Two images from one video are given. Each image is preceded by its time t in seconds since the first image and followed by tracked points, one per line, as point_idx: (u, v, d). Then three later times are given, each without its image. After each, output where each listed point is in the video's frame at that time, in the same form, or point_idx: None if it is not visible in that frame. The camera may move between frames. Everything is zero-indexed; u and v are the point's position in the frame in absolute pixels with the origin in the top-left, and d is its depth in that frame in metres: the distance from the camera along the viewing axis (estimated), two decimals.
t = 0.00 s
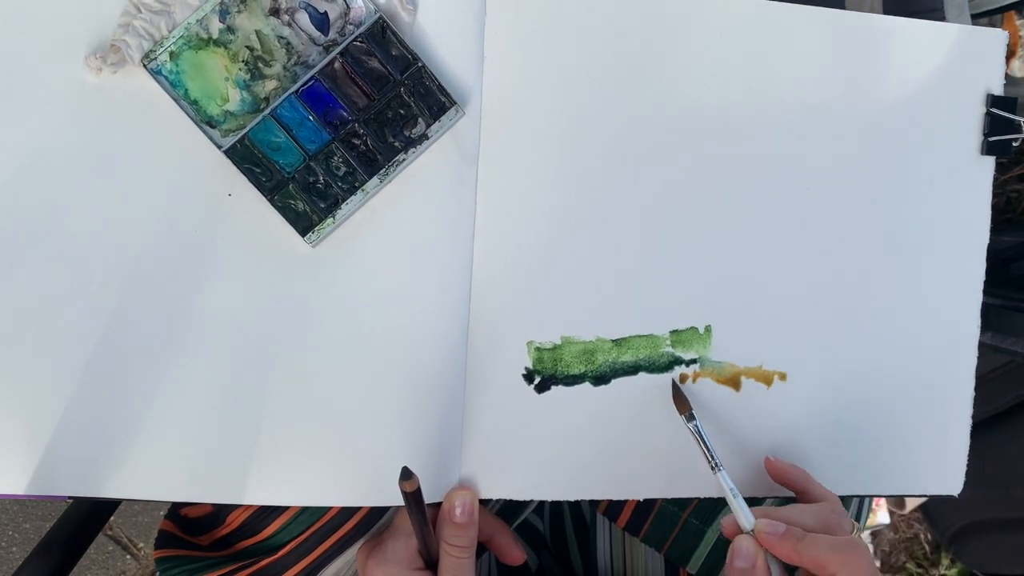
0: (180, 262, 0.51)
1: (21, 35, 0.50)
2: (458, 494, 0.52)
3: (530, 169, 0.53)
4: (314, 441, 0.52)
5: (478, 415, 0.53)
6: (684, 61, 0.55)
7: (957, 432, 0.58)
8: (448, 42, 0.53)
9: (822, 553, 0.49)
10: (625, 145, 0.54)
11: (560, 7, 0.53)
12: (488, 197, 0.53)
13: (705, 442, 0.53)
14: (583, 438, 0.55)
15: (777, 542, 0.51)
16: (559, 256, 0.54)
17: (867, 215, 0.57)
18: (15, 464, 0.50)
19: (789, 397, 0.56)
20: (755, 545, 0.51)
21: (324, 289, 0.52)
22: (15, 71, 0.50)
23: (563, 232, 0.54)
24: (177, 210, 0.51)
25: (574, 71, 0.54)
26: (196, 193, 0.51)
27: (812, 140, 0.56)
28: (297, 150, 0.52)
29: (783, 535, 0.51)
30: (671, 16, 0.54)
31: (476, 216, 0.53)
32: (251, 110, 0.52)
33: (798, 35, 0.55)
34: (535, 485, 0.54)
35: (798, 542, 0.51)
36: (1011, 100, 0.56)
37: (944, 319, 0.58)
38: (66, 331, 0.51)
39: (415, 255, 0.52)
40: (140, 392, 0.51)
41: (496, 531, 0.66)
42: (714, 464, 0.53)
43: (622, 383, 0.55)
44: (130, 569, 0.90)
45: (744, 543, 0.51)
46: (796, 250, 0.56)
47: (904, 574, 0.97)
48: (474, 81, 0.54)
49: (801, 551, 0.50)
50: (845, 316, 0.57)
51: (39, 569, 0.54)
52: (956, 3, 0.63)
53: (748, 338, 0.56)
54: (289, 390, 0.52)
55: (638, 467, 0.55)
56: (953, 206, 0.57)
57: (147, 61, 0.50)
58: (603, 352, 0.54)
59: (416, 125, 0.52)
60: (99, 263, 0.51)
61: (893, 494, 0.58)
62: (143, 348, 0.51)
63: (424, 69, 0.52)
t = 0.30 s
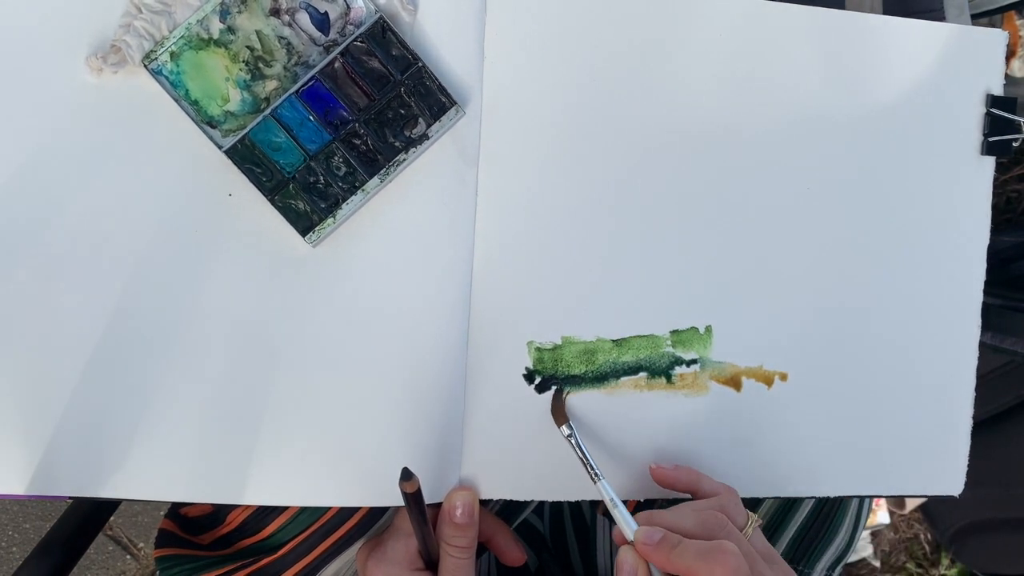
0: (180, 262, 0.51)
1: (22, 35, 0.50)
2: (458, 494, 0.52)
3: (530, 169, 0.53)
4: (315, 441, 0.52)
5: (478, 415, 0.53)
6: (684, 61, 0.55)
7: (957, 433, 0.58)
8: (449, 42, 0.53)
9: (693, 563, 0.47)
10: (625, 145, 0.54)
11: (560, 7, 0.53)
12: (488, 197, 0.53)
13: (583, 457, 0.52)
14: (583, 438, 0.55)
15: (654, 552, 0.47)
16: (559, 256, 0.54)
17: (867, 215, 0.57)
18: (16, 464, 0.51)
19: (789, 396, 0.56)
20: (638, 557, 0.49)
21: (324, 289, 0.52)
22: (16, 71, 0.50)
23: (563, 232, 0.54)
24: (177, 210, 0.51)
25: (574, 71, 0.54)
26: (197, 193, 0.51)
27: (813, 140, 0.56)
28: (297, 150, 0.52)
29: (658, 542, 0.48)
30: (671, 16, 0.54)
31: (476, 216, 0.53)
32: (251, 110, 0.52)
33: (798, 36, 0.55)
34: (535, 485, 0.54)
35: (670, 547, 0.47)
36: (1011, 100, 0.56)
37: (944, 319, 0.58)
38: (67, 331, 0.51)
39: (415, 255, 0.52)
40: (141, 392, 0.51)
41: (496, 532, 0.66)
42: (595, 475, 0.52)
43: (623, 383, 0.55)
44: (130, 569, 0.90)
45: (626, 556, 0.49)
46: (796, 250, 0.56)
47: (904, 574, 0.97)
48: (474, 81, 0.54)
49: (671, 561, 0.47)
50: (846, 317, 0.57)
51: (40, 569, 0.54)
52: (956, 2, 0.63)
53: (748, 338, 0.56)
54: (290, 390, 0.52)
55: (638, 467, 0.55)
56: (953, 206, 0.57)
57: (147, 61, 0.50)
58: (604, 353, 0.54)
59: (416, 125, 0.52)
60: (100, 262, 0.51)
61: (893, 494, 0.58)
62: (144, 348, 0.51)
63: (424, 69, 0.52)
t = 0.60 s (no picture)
0: (176, 263, 0.51)
1: (19, 36, 0.50)
2: (454, 495, 0.52)
3: (526, 170, 0.53)
4: (312, 442, 0.52)
5: (474, 416, 0.53)
6: (681, 61, 0.54)
7: (955, 433, 0.58)
8: (445, 43, 0.53)
9: None
10: (621, 146, 0.54)
11: (557, 8, 0.53)
12: (484, 198, 0.53)
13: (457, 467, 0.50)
14: (580, 439, 0.55)
15: None
16: (556, 257, 0.54)
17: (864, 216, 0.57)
18: (13, 466, 0.51)
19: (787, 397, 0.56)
20: None
21: (320, 290, 0.52)
22: (12, 72, 0.50)
23: (560, 232, 0.54)
24: (175, 211, 0.51)
25: (571, 72, 0.53)
26: (193, 194, 0.51)
27: (811, 140, 0.56)
28: (293, 151, 0.52)
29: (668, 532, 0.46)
30: (667, 16, 0.54)
31: (473, 217, 0.53)
32: (247, 111, 0.52)
33: (795, 36, 0.55)
34: (531, 486, 0.54)
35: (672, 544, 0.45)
36: (1008, 100, 0.56)
37: (941, 320, 0.58)
38: (63, 332, 0.51)
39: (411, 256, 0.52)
40: (137, 393, 0.51)
41: (494, 533, 0.66)
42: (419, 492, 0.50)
43: (620, 384, 0.55)
44: (130, 569, 0.90)
45: None
46: (793, 250, 0.56)
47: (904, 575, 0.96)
48: (470, 82, 0.54)
49: None
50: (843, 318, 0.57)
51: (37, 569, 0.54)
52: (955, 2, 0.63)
53: (745, 339, 0.56)
54: (286, 391, 0.52)
55: (635, 468, 0.55)
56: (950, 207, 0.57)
57: (143, 62, 0.50)
58: (600, 353, 0.54)
59: (412, 126, 0.52)
60: (96, 264, 0.51)
61: (893, 495, 0.58)
62: (140, 349, 0.51)
63: (420, 70, 0.52)
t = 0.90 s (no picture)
0: (184, 260, 0.51)
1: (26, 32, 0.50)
2: (462, 492, 0.52)
3: (534, 168, 0.53)
4: (320, 440, 0.52)
5: (482, 414, 0.53)
6: (688, 61, 0.55)
7: (960, 433, 0.58)
8: (454, 41, 0.53)
9: None
10: (629, 145, 0.54)
11: (565, 7, 0.53)
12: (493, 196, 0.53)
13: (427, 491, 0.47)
14: (587, 437, 0.55)
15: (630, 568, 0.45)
16: (564, 256, 0.54)
17: (871, 216, 0.57)
18: (18, 463, 0.50)
19: (792, 396, 0.57)
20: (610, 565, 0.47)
21: (329, 287, 0.52)
22: (21, 68, 0.50)
23: (567, 231, 0.54)
24: (182, 208, 0.51)
25: (579, 70, 0.54)
26: (202, 191, 0.51)
27: (816, 141, 0.56)
28: (303, 148, 0.52)
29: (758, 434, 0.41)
30: (675, 15, 0.54)
31: (481, 215, 0.53)
32: (257, 108, 0.52)
33: (803, 37, 0.55)
34: (538, 484, 0.54)
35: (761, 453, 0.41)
36: (1016, 101, 0.56)
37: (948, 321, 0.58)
38: (70, 329, 0.51)
39: (419, 254, 0.52)
40: (143, 390, 0.51)
41: (501, 530, 0.66)
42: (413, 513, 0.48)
43: (628, 383, 0.55)
44: (130, 569, 0.90)
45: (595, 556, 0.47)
46: (800, 250, 0.56)
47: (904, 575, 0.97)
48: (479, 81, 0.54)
49: None
50: (849, 318, 0.57)
51: (42, 567, 0.54)
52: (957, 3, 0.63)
53: (750, 338, 0.56)
54: (293, 389, 0.52)
55: (642, 467, 0.55)
56: (955, 207, 0.57)
57: (153, 58, 0.50)
58: (608, 352, 0.54)
59: (422, 124, 0.52)
60: (103, 260, 0.51)
61: (898, 494, 0.58)
62: (148, 345, 0.51)
63: (430, 68, 0.52)
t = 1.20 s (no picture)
0: (182, 261, 0.51)
1: (26, 33, 0.50)
2: (458, 495, 0.52)
3: (531, 169, 0.53)
4: (317, 441, 0.52)
5: (480, 414, 0.53)
6: (686, 61, 0.55)
7: (960, 434, 0.58)
8: (451, 41, 0.53)
9: None
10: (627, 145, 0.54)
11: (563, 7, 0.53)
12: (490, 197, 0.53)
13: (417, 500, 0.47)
14: (584, 437, 0.55)
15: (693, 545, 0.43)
16: (562, 256, 0.54)
17: (869, 215, 0.57)
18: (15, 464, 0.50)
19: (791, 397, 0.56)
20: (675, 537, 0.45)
21: (326, 288, 0.52)
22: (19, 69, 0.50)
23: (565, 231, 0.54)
24: (179, 208, 0.51)
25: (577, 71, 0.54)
26: (199, 192, 0.51)
27: (814, 140, 0.56)
28: (300, 149, 0.52)
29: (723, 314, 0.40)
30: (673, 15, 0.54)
31: (479, 215, 0.53)
32: (254, 109, 0.52)
33: (801, 36, 0.55)
34: (536, 485, 0.54)
35: (743, 324, 0.39)
36: (1013, 100, 0.56)
37: (946, 321, 0.58)
38: (68, 329, 0.51)
39: (417, 253, 0.52)
40: (141, 391, 0.51)
41: (498, 528, 0.67)
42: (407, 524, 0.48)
43: (626, 383, 0.55)
44: (130, 569, 0.90)
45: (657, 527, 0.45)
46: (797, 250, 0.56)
47: None
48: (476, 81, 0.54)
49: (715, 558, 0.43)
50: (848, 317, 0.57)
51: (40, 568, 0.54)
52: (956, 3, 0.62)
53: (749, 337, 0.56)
54: (291, 389, 0.52)
55: (641, 467, 0.55)
56: (955, 207, 0.57)
57: (150, 59, 0.50)
58: (606, 352, 0.55)
59: (419, 124, 0.52)
60: (101, 261, 0.51)
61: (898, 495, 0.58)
62: (146, 346, 0.51)
63: (427, 68, 0.52)
